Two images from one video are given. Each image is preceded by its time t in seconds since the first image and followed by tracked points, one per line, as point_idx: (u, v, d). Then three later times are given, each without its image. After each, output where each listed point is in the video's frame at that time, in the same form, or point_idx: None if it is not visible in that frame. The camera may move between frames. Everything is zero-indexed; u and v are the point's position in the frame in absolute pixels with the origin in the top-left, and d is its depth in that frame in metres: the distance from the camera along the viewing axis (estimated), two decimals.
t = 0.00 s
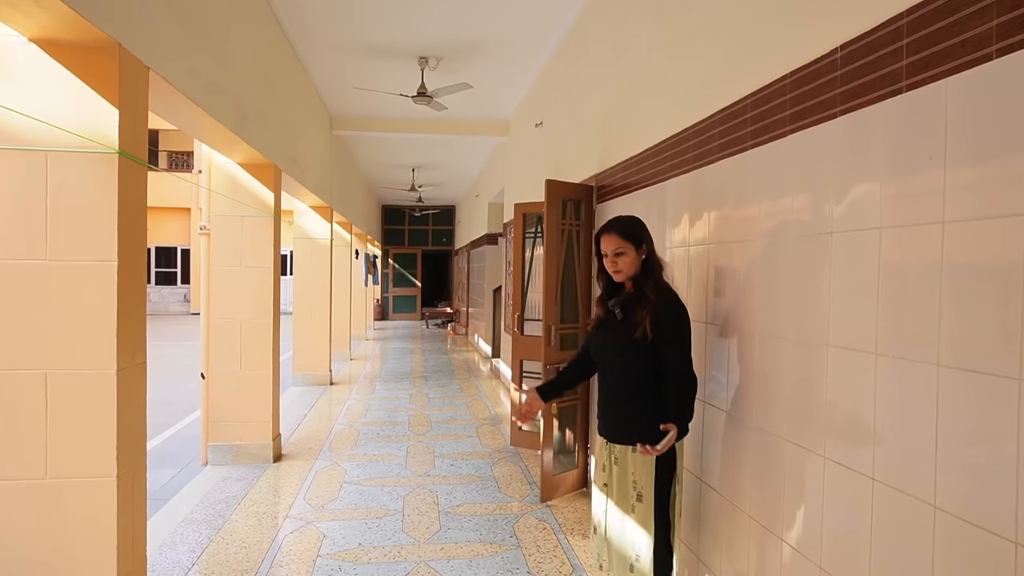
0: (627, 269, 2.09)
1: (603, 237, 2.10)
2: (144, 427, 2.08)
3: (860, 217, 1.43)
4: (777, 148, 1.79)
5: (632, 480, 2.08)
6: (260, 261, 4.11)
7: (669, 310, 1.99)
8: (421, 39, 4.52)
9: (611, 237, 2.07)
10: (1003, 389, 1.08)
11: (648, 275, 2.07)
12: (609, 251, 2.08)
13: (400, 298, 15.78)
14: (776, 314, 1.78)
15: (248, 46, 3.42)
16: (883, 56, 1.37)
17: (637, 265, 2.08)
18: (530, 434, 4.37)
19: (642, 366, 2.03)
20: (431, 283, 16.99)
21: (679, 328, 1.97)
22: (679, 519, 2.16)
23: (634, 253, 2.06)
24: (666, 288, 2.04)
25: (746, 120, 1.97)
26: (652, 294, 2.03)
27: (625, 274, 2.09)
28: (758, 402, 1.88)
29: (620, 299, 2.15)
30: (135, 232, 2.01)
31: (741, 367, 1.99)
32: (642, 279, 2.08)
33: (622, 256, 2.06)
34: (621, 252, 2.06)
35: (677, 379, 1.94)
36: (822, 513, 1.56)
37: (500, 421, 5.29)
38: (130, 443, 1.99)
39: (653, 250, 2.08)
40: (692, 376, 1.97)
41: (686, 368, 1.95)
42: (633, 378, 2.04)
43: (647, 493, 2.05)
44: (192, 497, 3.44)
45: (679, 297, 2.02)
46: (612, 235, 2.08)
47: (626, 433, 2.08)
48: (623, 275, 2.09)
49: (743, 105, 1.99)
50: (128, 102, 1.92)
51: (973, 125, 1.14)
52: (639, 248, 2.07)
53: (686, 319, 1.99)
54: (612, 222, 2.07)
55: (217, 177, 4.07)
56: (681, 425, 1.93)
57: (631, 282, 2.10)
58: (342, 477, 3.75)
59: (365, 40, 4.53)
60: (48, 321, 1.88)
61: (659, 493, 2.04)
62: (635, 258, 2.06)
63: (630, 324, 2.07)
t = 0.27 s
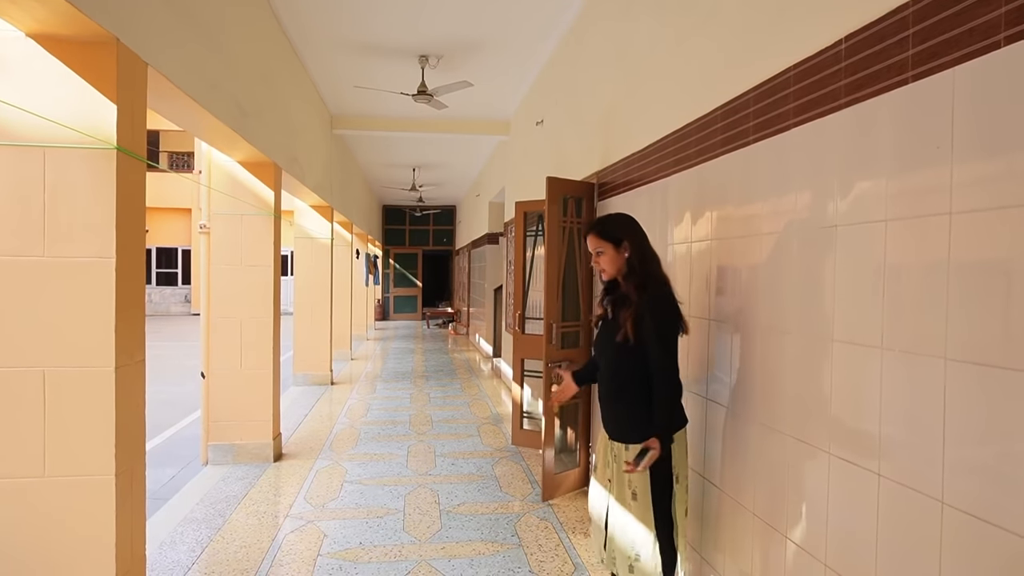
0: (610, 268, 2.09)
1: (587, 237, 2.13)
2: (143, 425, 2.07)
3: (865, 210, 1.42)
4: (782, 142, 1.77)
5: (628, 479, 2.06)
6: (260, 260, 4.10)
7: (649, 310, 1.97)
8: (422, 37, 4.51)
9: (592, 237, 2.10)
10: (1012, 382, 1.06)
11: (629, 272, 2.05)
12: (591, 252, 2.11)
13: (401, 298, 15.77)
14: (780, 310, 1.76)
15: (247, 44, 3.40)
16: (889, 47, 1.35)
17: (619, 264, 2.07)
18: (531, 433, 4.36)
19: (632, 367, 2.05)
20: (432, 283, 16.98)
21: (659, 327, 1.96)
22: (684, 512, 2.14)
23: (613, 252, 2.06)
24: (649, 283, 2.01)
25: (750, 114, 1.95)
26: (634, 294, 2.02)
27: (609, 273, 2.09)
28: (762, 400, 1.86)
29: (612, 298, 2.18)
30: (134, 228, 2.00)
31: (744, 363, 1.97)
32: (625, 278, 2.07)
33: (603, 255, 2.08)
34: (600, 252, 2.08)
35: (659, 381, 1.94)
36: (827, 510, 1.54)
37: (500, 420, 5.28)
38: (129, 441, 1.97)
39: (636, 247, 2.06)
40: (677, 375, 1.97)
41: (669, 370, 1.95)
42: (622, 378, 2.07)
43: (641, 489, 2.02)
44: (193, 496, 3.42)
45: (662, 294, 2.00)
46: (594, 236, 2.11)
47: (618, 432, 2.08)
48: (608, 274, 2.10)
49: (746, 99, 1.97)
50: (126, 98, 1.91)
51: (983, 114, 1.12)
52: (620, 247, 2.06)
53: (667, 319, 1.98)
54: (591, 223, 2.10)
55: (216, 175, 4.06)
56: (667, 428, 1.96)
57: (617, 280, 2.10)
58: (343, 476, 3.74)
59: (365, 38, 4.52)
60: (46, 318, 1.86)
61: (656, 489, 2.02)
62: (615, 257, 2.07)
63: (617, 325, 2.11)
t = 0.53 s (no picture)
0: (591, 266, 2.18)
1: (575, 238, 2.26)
2: (142, 423, 2.06)
3: (869, 205, 1.41)
4: (784, 138, 1.76)
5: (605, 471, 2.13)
6: (260, 258, 4.09)
7: (613, 300, 2.03)
8: (422, 35, 4.49)
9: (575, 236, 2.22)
10: (1020, 377, 1.05)
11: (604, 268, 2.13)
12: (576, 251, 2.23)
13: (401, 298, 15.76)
14: (782, 306, 1.75)
15: (247, 41, 3.39)
16: (893, 40, 1.34)
17: (597, 261, 2.17)
18: (531, 432, 4.34)
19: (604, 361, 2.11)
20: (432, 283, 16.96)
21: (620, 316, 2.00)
22: (680, 506, 2.11)
23: (590, 249, 2.17)
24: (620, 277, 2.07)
25: (752, 110, 1.94)
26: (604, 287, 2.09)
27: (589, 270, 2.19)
28: (763, 397, 1.84)
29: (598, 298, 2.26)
30: (133, 224, 1.99)
31: (746, 360, 1.96)
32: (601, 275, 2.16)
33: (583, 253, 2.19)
34: (581, 249, 2.20)
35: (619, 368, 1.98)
36: (831, 508, 1.53)
37: (500, 419, 5.26)
38: (127, 439, 1.96)
39: (610, 244, 2.14)
40: (639, 364, 1.99)
41: (630, 362, 1.98)
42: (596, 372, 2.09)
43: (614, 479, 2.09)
44: (192, 495, 3.41)
45: (630, 285, 2.04)
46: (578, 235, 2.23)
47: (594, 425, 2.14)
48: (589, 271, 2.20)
49: (748, 95, 1.96)
50: (125, 93, 1.90)
51: (988, 107, 1.11)
52: (597, 244, 2.16)
53: (637, 311, 1.98)
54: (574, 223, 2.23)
55: (216, 173, 4.05)
56: (614, 416, 2.00)
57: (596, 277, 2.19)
58: (343, 475, 3.73)
59: (366, 36, 4.51)
60: (45, 315, 1.85)
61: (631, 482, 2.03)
62: (593, 255, 2.17)
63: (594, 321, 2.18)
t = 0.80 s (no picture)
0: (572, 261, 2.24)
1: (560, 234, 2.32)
2: (140, 419, 2.04)
3: (877, 198, 1.39)
4: (789, 132, 1.74)
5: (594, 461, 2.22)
6: (259, 255, 4.07)
7: (587, 294, 2.09)
8: (423, 31, 4.47)
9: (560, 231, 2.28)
10: None
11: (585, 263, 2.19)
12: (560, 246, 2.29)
13: (401, 297, 15.73)
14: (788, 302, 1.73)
15: (246, 35, 3.37)
16: (902, 29, 1.32)
17: (578, 256, 2.23)
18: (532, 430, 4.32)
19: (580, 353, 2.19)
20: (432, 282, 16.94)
21: (593, 309, 2.07)
22: (668, 492, 2.06)
23: (573, 244, 2.23)
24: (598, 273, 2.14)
25: (756, 103, 1.92)
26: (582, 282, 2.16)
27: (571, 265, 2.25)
28: (768, 393, 1.82)
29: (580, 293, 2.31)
30: (131, 218, 1.96)
31: (750, 355, 1.94)
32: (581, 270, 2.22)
33: (565, 248, 2.25)
34: (564, 242, 2.26)
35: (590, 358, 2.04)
36: (838, 505, 1.51)
37: (500, 417, 5.25)
38: (125, 435, 1.94)
39: (592, 240, 2.20)
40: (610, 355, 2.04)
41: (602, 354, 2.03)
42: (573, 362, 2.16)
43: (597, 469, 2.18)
44: (190, 492, 3.40)
45: (605, 282, 2.10)
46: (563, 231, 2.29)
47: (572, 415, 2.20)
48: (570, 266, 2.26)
49: (752, 88, 1.94)
50: (123, 86, 1.88)
51: (1001, 96, 1.09)
52: (579, 239, 2.22)
53: (606, 305, 2.05)
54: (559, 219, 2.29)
55: (215, 168, 4.02)
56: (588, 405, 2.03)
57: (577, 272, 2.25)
58: (343, 473, 3.72)
59: (366, 32, 4.49)
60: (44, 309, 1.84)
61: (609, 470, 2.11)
62: (574, 250, 2.23)
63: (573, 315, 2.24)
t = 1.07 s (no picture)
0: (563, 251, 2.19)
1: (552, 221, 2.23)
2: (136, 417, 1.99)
3: (900, 186, 1.33)
4: (805, 121, 1.69)
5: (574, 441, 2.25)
6: (259, 251, 4.02)
7: (576, 287, 2.06)
8: (424, 24, 4.42)
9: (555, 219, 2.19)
10: None
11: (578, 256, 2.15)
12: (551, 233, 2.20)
13: (402, 294, 15.68)
14: (803, 296, 1.67)
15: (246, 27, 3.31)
16: (926, 10, 1.27)
17: (571, 248, 2.17)
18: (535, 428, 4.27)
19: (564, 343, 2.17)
20: (432, 279, 16.89)
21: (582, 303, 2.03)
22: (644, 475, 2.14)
23: (568, 236, 2.16)
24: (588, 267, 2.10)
25: (769, 92, 1.87)
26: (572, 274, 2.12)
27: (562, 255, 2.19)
28: (781, 390, 1.77)
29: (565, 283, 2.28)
30: (127, 211, 1.91)
31: (762, 352, 1.88)
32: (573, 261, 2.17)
33: (559, 238, 2.18)
34: (557, 232, 2.18)
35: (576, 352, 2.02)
36: (857, 506, 1.45)
37: (502, 415, 5.20)
38: (121, 434, 1.89)
39: (590, 234, 2.15)
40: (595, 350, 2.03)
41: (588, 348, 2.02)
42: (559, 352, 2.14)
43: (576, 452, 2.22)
44: (190, 490, 3.35)
45: (595, 275, 2.07)
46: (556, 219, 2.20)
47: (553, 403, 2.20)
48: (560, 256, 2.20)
49: (764, 76, 1.89)
50: (118, 74, 1.82)
51: None
52: (575, 231, 2.16)
53: (592, 297, 2.03)
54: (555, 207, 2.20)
55: (214, 161, 3.97)
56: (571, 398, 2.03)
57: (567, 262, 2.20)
58: (344, 471, 3.67)
59: (367, 25, 4.43)
60: (39, 303, 1.79)
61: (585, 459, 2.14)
62: (569, 241, 2.16)
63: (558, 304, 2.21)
